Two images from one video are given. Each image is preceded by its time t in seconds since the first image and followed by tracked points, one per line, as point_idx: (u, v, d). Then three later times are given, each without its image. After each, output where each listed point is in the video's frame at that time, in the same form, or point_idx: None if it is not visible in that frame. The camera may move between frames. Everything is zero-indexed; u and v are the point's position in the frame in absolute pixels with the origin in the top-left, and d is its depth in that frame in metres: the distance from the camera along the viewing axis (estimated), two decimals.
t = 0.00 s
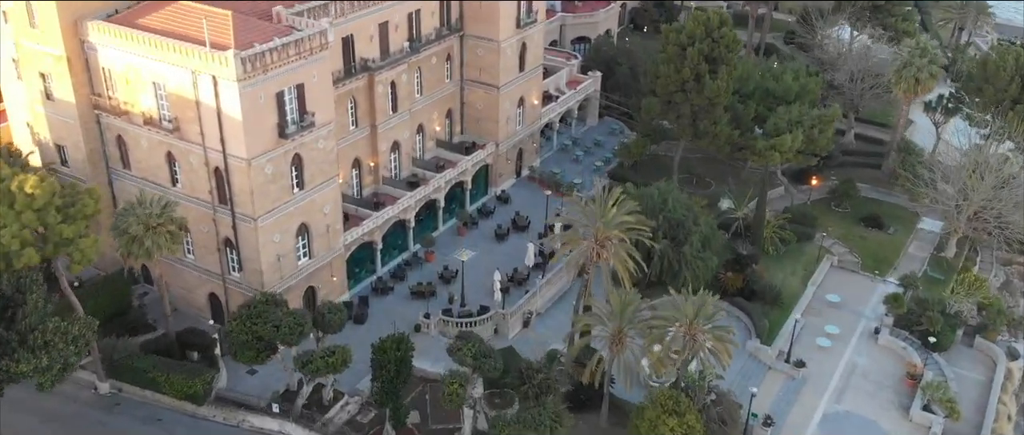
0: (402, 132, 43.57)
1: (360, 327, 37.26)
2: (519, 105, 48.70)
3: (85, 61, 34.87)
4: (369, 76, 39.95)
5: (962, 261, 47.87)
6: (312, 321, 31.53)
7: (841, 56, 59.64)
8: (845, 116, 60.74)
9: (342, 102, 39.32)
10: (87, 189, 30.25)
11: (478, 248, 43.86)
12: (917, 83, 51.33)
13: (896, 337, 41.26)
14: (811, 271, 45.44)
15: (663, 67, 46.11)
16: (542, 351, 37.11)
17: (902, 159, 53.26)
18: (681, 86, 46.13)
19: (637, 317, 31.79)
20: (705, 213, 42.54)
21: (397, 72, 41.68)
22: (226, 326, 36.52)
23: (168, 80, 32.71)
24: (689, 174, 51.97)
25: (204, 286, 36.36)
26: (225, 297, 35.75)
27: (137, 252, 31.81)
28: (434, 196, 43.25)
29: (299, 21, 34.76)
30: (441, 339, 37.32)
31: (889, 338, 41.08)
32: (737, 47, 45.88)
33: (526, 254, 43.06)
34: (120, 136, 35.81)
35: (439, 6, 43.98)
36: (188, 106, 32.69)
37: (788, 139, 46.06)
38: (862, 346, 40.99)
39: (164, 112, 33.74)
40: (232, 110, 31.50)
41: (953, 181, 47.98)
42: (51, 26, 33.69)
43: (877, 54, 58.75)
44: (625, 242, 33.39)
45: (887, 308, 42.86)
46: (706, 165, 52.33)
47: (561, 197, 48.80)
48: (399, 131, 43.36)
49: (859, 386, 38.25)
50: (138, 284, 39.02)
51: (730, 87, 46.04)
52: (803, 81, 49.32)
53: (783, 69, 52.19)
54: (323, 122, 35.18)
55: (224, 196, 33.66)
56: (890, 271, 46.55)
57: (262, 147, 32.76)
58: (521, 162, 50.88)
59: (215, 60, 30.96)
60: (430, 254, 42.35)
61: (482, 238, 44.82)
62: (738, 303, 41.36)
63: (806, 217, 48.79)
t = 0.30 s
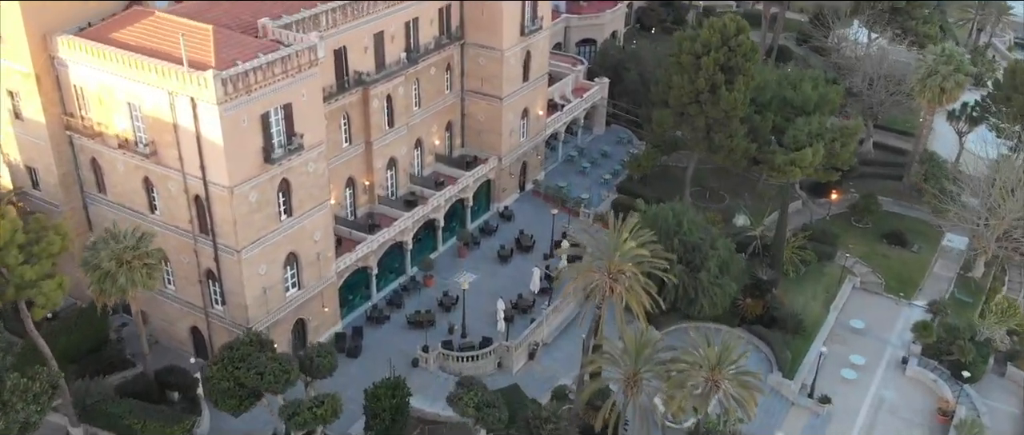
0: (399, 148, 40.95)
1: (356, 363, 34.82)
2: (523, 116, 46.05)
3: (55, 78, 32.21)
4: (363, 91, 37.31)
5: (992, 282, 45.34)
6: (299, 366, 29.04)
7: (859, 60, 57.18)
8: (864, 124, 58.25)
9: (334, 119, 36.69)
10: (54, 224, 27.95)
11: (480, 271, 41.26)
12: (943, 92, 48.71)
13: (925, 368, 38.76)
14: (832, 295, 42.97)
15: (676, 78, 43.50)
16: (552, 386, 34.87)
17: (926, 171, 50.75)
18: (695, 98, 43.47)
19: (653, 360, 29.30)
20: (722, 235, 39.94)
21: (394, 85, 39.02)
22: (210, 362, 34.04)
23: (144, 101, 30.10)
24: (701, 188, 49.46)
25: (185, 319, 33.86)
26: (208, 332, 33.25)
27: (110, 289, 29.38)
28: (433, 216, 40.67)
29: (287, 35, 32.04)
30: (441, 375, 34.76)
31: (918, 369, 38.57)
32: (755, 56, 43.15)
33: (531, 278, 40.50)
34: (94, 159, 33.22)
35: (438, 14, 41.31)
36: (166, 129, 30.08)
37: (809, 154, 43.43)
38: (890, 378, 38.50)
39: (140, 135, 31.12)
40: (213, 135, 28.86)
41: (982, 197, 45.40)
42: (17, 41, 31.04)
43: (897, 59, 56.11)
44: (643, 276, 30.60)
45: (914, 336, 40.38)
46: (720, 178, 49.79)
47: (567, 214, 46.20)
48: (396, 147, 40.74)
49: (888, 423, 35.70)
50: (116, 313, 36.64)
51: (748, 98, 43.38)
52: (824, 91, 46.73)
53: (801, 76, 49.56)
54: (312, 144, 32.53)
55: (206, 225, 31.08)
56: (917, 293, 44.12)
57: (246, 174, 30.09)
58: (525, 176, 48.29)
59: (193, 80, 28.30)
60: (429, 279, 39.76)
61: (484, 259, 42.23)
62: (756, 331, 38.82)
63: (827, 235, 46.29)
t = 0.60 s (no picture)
0: (396, 169, 38.36)
1: (351, 406, 32.38)
2: (528, 131, 43.45)
3: (21, 102, 29.60)
4: (357, 110, 34.74)
5: None
6: (286, 425, 26.98)
7: (879, 68, 54.67)
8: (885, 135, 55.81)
9: (325, 141, 34.07)
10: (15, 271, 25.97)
11: (481, 299, 38.71)
12: (971, 106, 46.21)
13: (958, 405, 36.23)
14: (856, 324, 40.50)
15: (691, 92, 40.91)
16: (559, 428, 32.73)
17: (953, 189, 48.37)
18: (711, 114, 40.84)
19: (672, 413, 26.84)
20: (741, 263, 37.36)
21: (389, 103, 36.42)
22: (191, 406, 31.59)
23: (115, 130, 27.52)
24: (715, 206, 46.96)
25: (164, 361, 31.37)
26: (189, 374, 30.76)
27: (79, 337, 26.97)
28: (432, 241, 38.16)
29: (272, 55, 29.36)
30: (441, 420, 32.25)
31: (951, 407, 35.96)
32: (776, 70, 40.49)
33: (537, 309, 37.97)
34: (64, 189, 30.65)
35: (438, 25, 38.68)
36: (139, 160, 27.50)
37: (831, 173, 40.85)
38: (920, 416, 35.96)
39: (112, 165, 28.55)
40: (189, 168, 26.26)
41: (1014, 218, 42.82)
42: None
43: (920, 67, 53.50)
44: (660, 320, 28.06)
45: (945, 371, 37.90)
46: (735, 196, 47.28)
47: (574, 234, 43.61)
48: (392, 168, 38.15)
49: None
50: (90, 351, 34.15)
51: (767, 114, 40.78)
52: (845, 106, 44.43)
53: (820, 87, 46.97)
54: (301, 173, 29.88)
55: (184, 264, 28.55)
56: (944, 320, 41.65)
57: (227, 209, 27.47)
58: (530, 194, 45.73)
59: (167, 109, 25.67)
60: (428, 309, 37.23)
61: (486, 287, 39.65)
62: (778, 366, 36.31)
63: (849, 257, 43.82)
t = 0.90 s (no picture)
0: (392, 195, 35.77)
1: None
2: (533, 151, 40.85)
3: None
4: (349, 135, 32.16)
5: None
6: None
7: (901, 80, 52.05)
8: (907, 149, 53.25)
9: (316, 169, 31.50)
10: None
11: (484, 333, 36.14)
12: (1001, 123, 43.60)
13: None
14: (883, 358, 38.04)
15: (707, 111, 38.31)
16: None
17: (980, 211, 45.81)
18: (729, 134, 38.24)
19: None
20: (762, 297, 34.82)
21: (385, 126, 33.83)
22: None
23: (81, 167, 24.96)
24: (731, 227, 44.46)
25: (141, 412, 28.89)
26: (166, 428, 28.28)
27: (42, 397, 24.48)
28: (431, 272, 35.59)
29: (256, 82, 26.73)
30: None
31: None
32: (799, 87, 37.82)
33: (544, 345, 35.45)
34: (30, 227, 28.08)
35: (437, 41, 36.05)
36: (109, 201, 24.96)
37: (857, 197, 38.27)
38: None
39: (79, 204, 26.01)
40: (161, 212, 23.70)
41: None
42: None
43: (944, 79, 50.90)
44: (682, 375, 25.55)
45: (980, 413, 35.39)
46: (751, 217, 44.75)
47: (582, 260, 40.90)
48: (388, 195, 35.57)
49: None
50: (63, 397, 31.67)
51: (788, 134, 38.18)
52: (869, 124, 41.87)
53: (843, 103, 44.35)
54: (287, 210, 27.28)
55: (159, 312, 26.01)
56: (976, 354, 39.13)
57: (204, 254, 24.90)
58: (535, 216, 43.16)
59: (136, 148, 23.09)
60: (426, 347, 34.67)
61: (489, 320, 37.11)
62: (803, 409, 33.81)
63: (874, 285, 41.33)
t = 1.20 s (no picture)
0: (388, 227, 33.23)
1: None
2: (538, 174, 38.31)
3: None
4: (341, 166, 29.62)
5: None
6: None
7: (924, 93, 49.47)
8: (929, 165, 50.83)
9: (304, 204, 28.96)
10: None
11: (486, 375, 33.64)
12: None
13: None
14: (914, 399, 35.59)
15: (726, 134, 35.78)
16: None
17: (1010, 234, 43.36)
18: (749, 158, 35.70)
19: None
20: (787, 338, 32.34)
21: (380, 154, 31.28)
22: None
23: (41, 214, 22.41)
24: (748, 253, 42.00)
25: None
26: None
27: None
28: (430, 310, 33.11)
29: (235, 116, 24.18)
30: None
31: None
32: (825, 109, 35.15)
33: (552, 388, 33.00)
34: None
35: (436, 61, 33.49)
36: (71, 252, 22.43)
37: (885, 226, 35.81)
38: None
39: (40, 254, 23.48)
40: (127, 267, 21.18)
41: None
42: None
43: (970, 92, 48.35)
44: None
45: None
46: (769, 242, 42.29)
47: (592, 291, 38.37)
48: (384, 226, 33.04)
49: None
50: None
51: (812, 159, 35.65)
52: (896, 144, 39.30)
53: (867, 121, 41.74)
54: (271, 255, 24.74)
55: (128, 372, 23.51)
56: (1011, 392, 36.69)
57: (177, 311, 22.39)
58: (540, 242, 40.64)
59: (97, 198, 20.53)
60: (424, 392, 32.13)
61: (492, 358, 34.64)
62: None
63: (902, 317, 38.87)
